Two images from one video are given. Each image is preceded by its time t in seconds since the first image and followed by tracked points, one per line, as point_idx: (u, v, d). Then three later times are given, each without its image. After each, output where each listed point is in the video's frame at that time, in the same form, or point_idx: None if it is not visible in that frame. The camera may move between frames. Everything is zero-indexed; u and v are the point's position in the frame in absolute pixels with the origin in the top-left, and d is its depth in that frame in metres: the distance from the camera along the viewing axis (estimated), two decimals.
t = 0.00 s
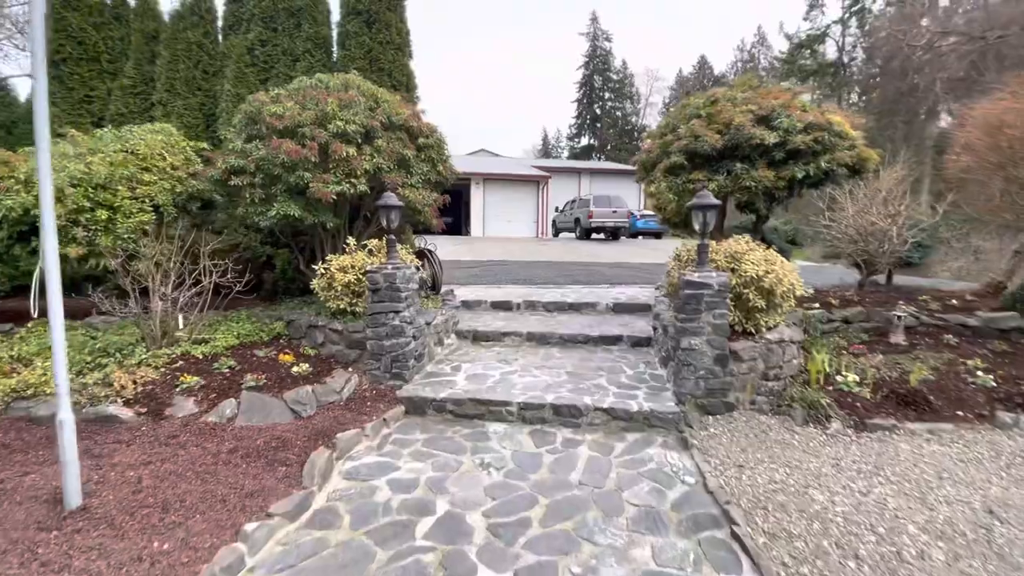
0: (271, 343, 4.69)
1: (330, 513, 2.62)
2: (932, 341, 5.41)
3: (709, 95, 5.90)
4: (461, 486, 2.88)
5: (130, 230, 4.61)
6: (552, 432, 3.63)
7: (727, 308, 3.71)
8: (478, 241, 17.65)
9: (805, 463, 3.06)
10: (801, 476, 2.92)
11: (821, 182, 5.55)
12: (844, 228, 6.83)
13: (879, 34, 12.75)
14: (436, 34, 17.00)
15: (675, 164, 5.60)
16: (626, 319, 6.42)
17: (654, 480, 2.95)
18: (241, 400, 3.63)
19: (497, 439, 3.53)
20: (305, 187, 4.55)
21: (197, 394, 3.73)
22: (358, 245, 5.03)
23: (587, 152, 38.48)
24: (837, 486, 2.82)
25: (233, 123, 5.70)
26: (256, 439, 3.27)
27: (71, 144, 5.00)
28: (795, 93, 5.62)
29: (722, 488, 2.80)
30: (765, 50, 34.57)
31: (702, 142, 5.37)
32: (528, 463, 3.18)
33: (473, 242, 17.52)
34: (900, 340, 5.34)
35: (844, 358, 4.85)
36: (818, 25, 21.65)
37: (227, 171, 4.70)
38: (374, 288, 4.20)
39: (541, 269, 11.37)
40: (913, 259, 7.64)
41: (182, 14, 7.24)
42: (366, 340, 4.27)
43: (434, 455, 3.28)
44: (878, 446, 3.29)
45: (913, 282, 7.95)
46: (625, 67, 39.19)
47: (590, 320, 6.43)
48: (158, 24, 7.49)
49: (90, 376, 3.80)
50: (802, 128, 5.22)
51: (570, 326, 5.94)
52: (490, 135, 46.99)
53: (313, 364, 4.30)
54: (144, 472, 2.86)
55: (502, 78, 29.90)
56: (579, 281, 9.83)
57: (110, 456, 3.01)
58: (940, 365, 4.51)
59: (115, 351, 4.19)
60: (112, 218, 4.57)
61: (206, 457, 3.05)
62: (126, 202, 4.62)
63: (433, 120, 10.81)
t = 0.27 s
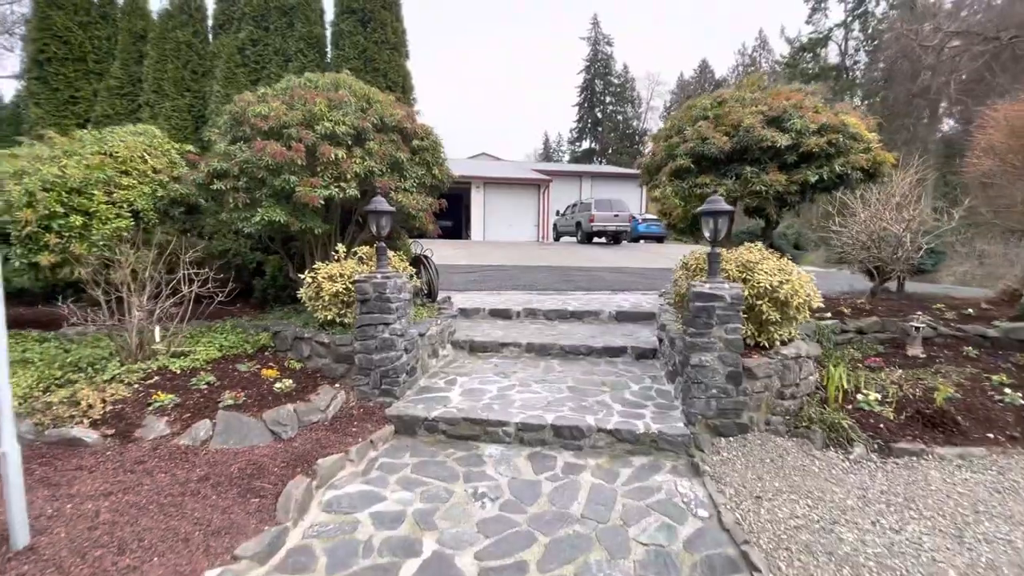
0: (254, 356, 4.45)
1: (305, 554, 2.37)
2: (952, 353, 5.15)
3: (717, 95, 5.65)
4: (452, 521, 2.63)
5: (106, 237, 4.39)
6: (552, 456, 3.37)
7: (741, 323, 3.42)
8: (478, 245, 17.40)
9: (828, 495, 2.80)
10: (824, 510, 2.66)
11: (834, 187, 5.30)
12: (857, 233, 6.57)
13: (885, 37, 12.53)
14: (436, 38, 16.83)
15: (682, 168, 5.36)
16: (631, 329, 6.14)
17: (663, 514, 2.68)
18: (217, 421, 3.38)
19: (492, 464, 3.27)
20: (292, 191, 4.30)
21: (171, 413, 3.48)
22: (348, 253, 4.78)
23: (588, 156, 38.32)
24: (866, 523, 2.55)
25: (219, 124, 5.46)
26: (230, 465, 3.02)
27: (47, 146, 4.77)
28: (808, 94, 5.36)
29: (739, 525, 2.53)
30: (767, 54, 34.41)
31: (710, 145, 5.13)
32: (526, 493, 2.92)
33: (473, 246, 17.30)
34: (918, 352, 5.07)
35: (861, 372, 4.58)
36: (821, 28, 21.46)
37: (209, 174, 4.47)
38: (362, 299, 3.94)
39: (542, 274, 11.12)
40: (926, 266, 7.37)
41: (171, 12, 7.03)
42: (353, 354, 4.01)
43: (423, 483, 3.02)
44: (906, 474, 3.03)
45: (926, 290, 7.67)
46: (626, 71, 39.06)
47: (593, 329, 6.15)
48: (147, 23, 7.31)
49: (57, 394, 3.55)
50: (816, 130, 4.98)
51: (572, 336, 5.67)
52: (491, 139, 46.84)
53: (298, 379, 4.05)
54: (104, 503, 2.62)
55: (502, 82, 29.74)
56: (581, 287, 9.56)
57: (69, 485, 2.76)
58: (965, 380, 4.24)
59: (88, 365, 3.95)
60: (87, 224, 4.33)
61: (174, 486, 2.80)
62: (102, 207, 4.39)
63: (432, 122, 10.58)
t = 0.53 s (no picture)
0: (234, 365, 4.16)
1: None
2: (977, 362, 4.85)
3: (727, 89, 5.37)
4: (441, 557, 2.33)
5: (75, 237, 4.11)
6: (553, 478, 3.07)
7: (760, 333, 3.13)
8: (477, 247, 17.12)
9: (862, 527, 2.51)
10: (860, 546, 2.37)
11: (851, 186, 5.01)
12: (872, 235, 6.27)
13: (892, 36, 12.25)
14: (434, 42, 16.58)
15: (689, 166, 5.07)
16: (635, 334, 5.84)
17: (679, 549, 2.39)
18: (186, 438, 3.09)
19: (486, 487, 2.97)
20: (273, 189, 4.01)
21: (138, 430, 3.19)
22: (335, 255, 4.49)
23: (589, 159, 38.11)
24: (908, 561, 2.26)
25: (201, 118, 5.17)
26: (196, 489, 2.73)
27: (16, 140, 4.48)
28: (824, 87, 5.07)
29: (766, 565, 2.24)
30: (768, 56, 34.22)
31: (720, 141, 4.85)
32: (524, 523, 2.62)
33: (472, 248, 17.01)
34: (941, 361, 4.78)
35: (883, 383, 4.28)
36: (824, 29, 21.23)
37: (187, 170, 4.19)
38: (347, 305, 3.65)
39: (542, 277, 10.83)
40: (942, 270, 7.08)
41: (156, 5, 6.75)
42: (338, 364, 3.72)
43: (410, 510, 2.73)
44: (945, 500, 2.74)
45: (942, 294, 7.38)
46: (627, 73, 38.86)
47: (596, 335, 5.84)
48: (132, 16, 7.03)
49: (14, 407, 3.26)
50: (832, 126, 4.70)
51: (573, 343, 5.37)
52: (491, 141, 46.59)
53: (279, 391, 3.76)
54: (49, 534, 2.32)
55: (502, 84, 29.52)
56: (582, 290, 9.26)
57: (13, 513, 2.46)
58: (996, 393, 3.95)
59: (51, 375, 3.66)
60: (54, 224, 4.05)
61: (131, 515, 2.50)
62: (71, 205, 4.10)
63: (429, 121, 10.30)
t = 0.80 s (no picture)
0: (210, 379, 3.87)
1: None
2: (1004, 374, 4.56)
3: (737, 85, 5.08)
4: None
5: (39, 241, 3.83)
6: (553, 509, 2.78)
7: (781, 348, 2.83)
8: (475, 249, 16.82)
9: (904, 573, 2.21)
10: None
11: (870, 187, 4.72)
12: (887, 239, 5.97)
13: (901, 35, 11.95)
14: (431, 43, 16.28)
15: (697, 165, 4.78)
16: (639, 343, 5.54)
17: None
18: (147, 464, 2.79)
19: (478, 521, 2.67)
20: (251, 189, 3.72)
21: (95, 453, 2.89)
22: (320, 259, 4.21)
23: (589, 160, 37.87)
24: None
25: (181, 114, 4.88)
26: (153, 525, 2.43)
27: None
28: (841, 82, 4.78)
29: None
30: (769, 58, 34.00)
31: (730, 139, 4.56)
32: (520, 565, 2.32)
33: (470, 250, 16.71)
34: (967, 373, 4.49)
35: (907, 399, 3.98)
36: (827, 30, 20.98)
37: (160, 169, 3.89)
38: (329, 315, 3.35)
39: (542, 280, 10.53)
40: (959, 275, 6.79)
41: None
42: (319, 379, 3.42)
43: (393, 549, 2.43)
44: (991, 538, 2.46)
45: (958, 300, 7.08)
46: (627, 75, 38.63)
47: (598, 343, 5.54)
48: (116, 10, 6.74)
49: None
50: (851, 123, 4.41)
51: (574, 352, 5.07)
52: (491, 143, 46.31)
53: (256, 408, 3.46)
54: None
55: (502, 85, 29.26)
56: (583, 294, 8.95)
57: None
58: None
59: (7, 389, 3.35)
60: (16, 225, 3.75)
61: (74, 556, 2.20)
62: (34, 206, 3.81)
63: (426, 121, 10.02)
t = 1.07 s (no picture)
0: (184, 386, 3.60)
1: None
2: None
3: (749, 72, 4.79)
4: None
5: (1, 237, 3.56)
6: (550, 534, 2.50)
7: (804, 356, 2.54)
8: (476, 248, 16.53)
9: None
10: None
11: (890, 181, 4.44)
12: (905, 236, 5.68)
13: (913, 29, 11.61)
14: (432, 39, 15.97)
15: (706, 158, 4.50)
16: (644, 346, 5.26)
17: None
18: (104, 484, 2.53)
19: (468, 547, 2.40)
20: (227, 181, 3.46)
21: (49, 470, 2.63)
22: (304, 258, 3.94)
23: (592, 158, 37.57)
24: None
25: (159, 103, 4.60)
26: (103, 556, 2.16)
27: None
28: (860, 69, 4.49)
29: None
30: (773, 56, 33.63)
31: (742, 130, 4.28)
32: None
33: (471, 249, 16.42)
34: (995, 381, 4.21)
35: (933, 408, 3.70)
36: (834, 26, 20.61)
37: (131, 160, 3.62)
38: (309, 318, 3.09)
39: (542, 279, 10.25)
40: (977, 275, 6.50)
41: None
42: (298, 387, 3.16)
43: None
44: None
45: (975, 301, 6.80)
46: (630, 72, 38.30)
47: (601, 346, 5.25)
48: None
49: None
50: (872, 111, 4.12)
51: (576, 356, 4.80)
52: (493, 141, 45.98)
53: (231, 418, 3.20)
54: None
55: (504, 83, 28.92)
56: (585, 293, 8.66)
57: None
58: None
59: None
60: None
61: None
62: None
63: (424, 115, 9.73)
